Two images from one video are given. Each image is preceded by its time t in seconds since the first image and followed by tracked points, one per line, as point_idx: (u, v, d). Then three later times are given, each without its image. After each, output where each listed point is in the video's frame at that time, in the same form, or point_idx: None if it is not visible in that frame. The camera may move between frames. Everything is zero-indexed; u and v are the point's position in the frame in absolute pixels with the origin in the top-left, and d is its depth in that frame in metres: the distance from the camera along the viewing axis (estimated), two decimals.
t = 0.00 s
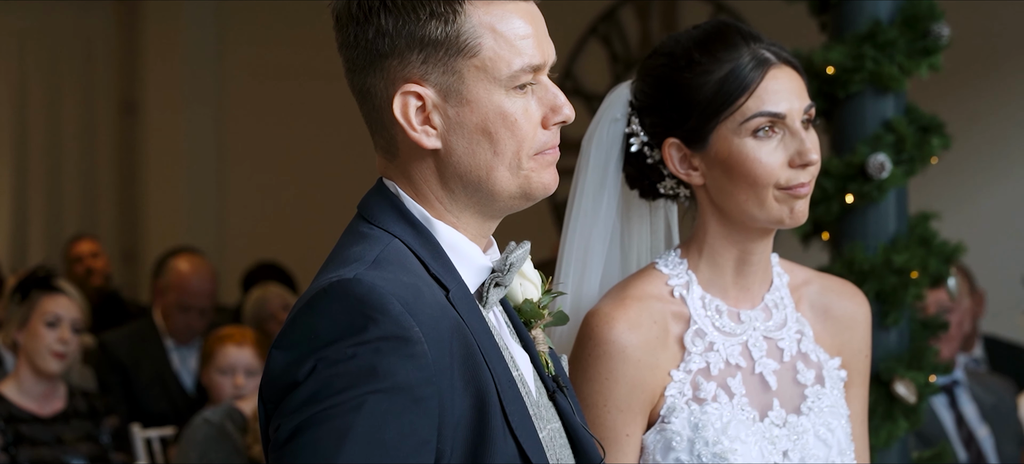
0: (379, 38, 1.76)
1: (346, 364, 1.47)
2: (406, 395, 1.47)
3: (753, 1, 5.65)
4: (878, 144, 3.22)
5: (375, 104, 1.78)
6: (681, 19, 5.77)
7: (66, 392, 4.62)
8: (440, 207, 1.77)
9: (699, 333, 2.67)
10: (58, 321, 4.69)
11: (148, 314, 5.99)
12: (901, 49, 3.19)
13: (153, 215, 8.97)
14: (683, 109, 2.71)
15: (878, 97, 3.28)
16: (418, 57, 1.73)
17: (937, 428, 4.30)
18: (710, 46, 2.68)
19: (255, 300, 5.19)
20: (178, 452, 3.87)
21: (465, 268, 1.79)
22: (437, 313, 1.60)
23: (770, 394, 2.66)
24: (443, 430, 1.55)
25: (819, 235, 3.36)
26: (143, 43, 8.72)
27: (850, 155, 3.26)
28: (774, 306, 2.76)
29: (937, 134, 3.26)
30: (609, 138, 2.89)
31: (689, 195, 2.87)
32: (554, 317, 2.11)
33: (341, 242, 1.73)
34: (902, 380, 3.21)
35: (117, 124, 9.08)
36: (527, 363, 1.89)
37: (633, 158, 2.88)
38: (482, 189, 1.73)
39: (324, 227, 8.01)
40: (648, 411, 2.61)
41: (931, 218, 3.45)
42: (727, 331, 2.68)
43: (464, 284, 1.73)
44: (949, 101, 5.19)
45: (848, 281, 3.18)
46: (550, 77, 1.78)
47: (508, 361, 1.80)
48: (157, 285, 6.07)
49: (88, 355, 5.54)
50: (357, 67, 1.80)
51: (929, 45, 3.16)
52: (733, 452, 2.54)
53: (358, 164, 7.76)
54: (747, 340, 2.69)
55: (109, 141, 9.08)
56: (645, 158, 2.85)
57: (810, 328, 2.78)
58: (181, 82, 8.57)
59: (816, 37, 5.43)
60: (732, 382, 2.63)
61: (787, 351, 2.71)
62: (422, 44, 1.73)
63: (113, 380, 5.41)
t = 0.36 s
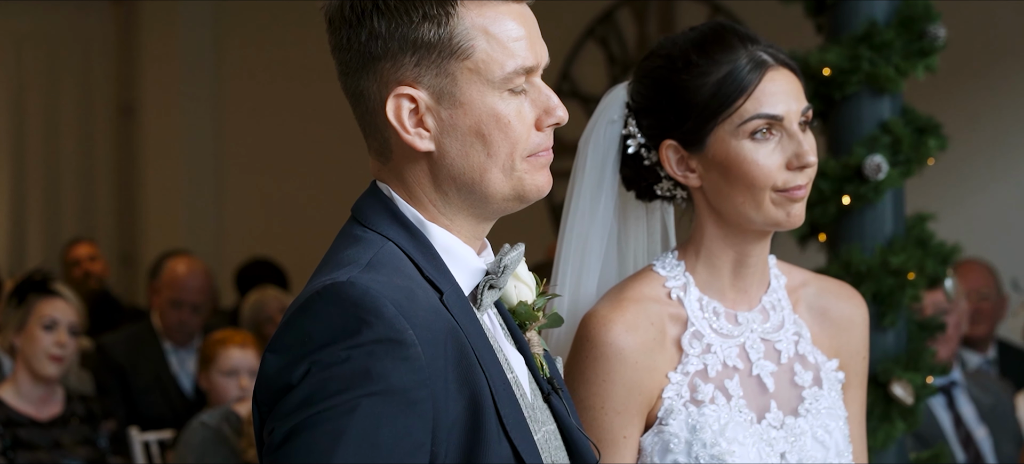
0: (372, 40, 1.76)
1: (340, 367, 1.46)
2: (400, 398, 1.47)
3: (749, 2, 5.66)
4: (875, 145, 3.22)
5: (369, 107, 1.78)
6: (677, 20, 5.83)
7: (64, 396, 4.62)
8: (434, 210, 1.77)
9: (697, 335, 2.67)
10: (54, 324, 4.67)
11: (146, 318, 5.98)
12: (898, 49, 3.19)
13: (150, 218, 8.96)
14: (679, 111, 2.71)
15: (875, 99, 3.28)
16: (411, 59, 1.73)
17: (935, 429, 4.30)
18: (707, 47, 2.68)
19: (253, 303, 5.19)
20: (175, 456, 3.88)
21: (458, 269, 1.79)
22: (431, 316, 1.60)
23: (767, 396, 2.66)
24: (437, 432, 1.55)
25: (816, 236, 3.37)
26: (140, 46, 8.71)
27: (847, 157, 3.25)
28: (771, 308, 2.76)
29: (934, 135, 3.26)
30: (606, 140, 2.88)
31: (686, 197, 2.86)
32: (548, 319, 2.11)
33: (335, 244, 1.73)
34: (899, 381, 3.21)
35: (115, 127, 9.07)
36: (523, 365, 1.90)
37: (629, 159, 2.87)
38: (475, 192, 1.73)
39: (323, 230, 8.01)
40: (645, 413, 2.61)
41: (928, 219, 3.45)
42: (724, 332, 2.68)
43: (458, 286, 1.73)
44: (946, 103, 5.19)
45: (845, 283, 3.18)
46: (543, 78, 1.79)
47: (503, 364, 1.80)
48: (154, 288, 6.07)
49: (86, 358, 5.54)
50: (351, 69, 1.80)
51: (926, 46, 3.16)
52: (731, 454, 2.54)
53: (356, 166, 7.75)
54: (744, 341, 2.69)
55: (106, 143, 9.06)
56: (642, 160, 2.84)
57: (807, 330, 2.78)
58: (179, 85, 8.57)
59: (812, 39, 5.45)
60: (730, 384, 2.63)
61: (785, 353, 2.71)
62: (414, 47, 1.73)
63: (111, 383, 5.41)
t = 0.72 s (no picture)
0: (369, 43, 1.76)
1: (335, 371, 1.46)
2: (395, 402, 1.47)
3: (747, 4, 5.67)
4: (873, 147, 3.22)
5: (366, 109, 1.78)
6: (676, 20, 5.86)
7: (63, 398, 4.61)
8: (431, 213, 1.76)
9: (694, 336, 2.66)
10: (53, 327, 4.66)
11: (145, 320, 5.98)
12: (896, 51, 3.19)
13: (149, 221, 8.96)
14: (676, 112, 2.71)
15: (872, 100, 3.28)
16: (408, 62, 1.73)
17: (934, 431, 4.30)
18: (704, 49, 2.68)
19: (251, 306, 5.18)
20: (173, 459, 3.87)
21: (456, 273, 1.78)
22: (427, 320, 1.60)
23: (765, 397, 2.66)
24: (433, 435, 1.55)
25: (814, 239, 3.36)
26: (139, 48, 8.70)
27: (845, 158, 3.25)
28: (769, 310, 2.75)
29: (932, 136, 3.26)
30: (603, 142, 2.89)
31: (682, 198, 2.87)
32: (545, 322, 2.11)
33: (332, 247, 1.73)
34: (898, 383, 3.21)
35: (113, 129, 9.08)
36: (520, 368, 1.89)
37: (626, 161, 2.88)
38: (472, 194, 1.73)
39: (321, 232, 8.01)
40: (643, 415, 2.60)
41: (926, 221, 3.45)
42: (722, 335, 2.68)
43: (455, 289, 1.73)
44: (944, 105, 5.19)
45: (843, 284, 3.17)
46: (540, 81, 1.78)
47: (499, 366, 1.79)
48: (152, 291, 6.07)
49: (84, 361, 5.53)
50: (348, 72, 1.80)
51: (923, 48, 3.17)
52: (729, 456, 2.54)
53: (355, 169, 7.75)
54: (741, 343, 2.68)
55: (105, 146, 9.08)
56: (639, 162, 2.85)
57: (804, 332, 2.78)
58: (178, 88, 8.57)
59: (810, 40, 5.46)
60: (728, 385, 2.62)
61: (782, 354, 2.71)
62: (412, 50, 1.73)
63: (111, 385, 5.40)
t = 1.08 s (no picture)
0: (367, 45, 1.76)
1: (332, 374, 1.46)
2: (392, 405, 1.47)
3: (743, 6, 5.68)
4: (869, 149, 3.23)
5: (363, 112, 1.78)
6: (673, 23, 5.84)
7: (60, 401, 4.61)
8: (428, 216, 1.77)
9: (686, 337, 2.67)
10: (50, 329, 4.65)
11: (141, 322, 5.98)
12: (892, 53, 3.20)
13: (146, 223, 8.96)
14: (667, 114, 2.71)
15: (869, 103, 3.29)
16: (406, 64, 1.73)
17: (930, 432, 4.31)
18: (695, 52, 2.69)
19: (248, 308, 5.17)
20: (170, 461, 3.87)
21: (452, 275, 1.79)
22: (423, 322, 1.60)
23: (758, 397, 2.66)
24: (430, 438, 1.55)
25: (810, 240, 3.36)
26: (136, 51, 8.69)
27: (841, 160, 3.26)
28: (760, 311, 2.76)
29: (928, 138, 3.27)
30: (593, 142, 2.88)
31: (672, 199, 2.88)
32: (541, 325, 2.11)
33: (328, 250, 1.73)
34: (894, 385, 3.22)
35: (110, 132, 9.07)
36: (515, 370, 1.90)
37: (617, 161, 2.88)
38: (469, 196, 1.73)
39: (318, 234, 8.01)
40: (636, 416, 2.61)
41: (922, 222, 3.45)
42: (714, 335, 2.68)
43: (451, 291, 1.73)
44: (941, 107, 5.20)
45: (839, 286, 3.17)
46: (537, 84, 1.79)
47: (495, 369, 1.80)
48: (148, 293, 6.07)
49: (80, 363, 5.53)
50: (345, 74, 1.80)
51: (920, 50, 3.17)
52: (723, 456, 2.54)
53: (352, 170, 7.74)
54: (734, 344, 2.69)
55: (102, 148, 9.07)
56: (628, 163, 2.85)
57: (796, 332, 2.79)
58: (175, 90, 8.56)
59: (806, 42, 5.47)
60: (721, 385, 2.63)
61: (774, 355, 2.71)
62: (409, 52, 1.73)
63: (108, 389, 5.40)
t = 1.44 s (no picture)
0: (365, 47, 1.76)
1: (330, 375, 1.46)
2: (390, 405, 1.47)
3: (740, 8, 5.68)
4: (867, 151, 3.23)
5: (362, 113, 1.78)
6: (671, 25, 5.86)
7: (57, 403, 4.61)
8: (426, 217, 1.77)
9: (681, 339, 2.67)
10: (48, 331, 4.65)
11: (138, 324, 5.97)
12: (890, 55, 3.21)
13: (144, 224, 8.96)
14: (660, 118, 2.71)
15: (867, 105, 3.29)
16: (404, 66, 1.73)
17: (929, 435, 4.31)
18: (688, 55, 2.68)
19: (246, 310, 5.17)
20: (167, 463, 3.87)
21: (450, 277, 1.78)
22: (421, 323, 1.60)
23: (753, 398, 2.66)
24: (429, 440, 1.55)
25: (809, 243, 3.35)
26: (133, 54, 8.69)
27: (839, 162, 3.26)
28: (753, 312, 2.76)
29: (926, 140, 3.27)
30: (586, 144, 2.89)
31: (664, 200, 2.89)
32: (539, 326, 2.12)
33: (325, 252, 1.73)
34: (892, 387, 3.22)
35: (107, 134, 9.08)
36: (513, 372, 1.90)
37: (609, 164, 2.89)
38: (468, 198, 1.73)
39: (316, 235, 8.00)
40: (632, 418, 2.61)
41: (921, 225, 3.45)
42: (708, 337, 2.69)
43: (449, 293, 1.73)
44: (938, 108, 5.20)
45: (837, 288, 3.17)
46: (535, 85, 1.79)
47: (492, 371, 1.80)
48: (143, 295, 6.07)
49: (79, 365, 5.53)
50: (344, 76, 1.80)
51: (918, 52, 3.18)
52: (718, 457, 2.54)
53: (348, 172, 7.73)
54: (728, 345, 2.69)
55: (99, 150, 9.08)
56: (621, 165, 2.85)
57: (789, 333, 2.79)
58: (173, 91, 8.56)
59: (804, 44, 5.47)
60: (715, 387, 2.63)
61: (768, 356, 2.71)
62: (407, 54, 1.73)
63: (104, 391, 5.39)
